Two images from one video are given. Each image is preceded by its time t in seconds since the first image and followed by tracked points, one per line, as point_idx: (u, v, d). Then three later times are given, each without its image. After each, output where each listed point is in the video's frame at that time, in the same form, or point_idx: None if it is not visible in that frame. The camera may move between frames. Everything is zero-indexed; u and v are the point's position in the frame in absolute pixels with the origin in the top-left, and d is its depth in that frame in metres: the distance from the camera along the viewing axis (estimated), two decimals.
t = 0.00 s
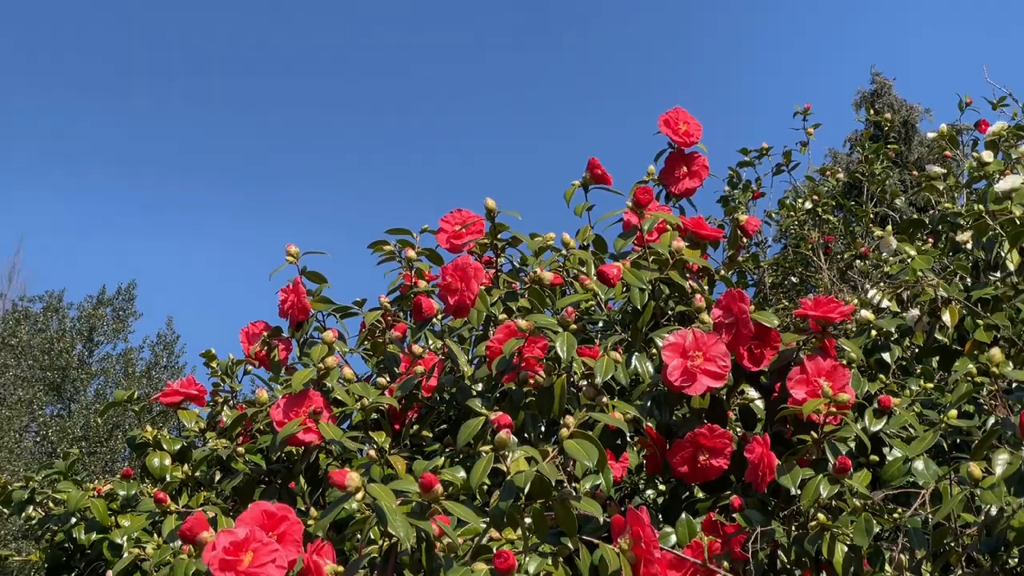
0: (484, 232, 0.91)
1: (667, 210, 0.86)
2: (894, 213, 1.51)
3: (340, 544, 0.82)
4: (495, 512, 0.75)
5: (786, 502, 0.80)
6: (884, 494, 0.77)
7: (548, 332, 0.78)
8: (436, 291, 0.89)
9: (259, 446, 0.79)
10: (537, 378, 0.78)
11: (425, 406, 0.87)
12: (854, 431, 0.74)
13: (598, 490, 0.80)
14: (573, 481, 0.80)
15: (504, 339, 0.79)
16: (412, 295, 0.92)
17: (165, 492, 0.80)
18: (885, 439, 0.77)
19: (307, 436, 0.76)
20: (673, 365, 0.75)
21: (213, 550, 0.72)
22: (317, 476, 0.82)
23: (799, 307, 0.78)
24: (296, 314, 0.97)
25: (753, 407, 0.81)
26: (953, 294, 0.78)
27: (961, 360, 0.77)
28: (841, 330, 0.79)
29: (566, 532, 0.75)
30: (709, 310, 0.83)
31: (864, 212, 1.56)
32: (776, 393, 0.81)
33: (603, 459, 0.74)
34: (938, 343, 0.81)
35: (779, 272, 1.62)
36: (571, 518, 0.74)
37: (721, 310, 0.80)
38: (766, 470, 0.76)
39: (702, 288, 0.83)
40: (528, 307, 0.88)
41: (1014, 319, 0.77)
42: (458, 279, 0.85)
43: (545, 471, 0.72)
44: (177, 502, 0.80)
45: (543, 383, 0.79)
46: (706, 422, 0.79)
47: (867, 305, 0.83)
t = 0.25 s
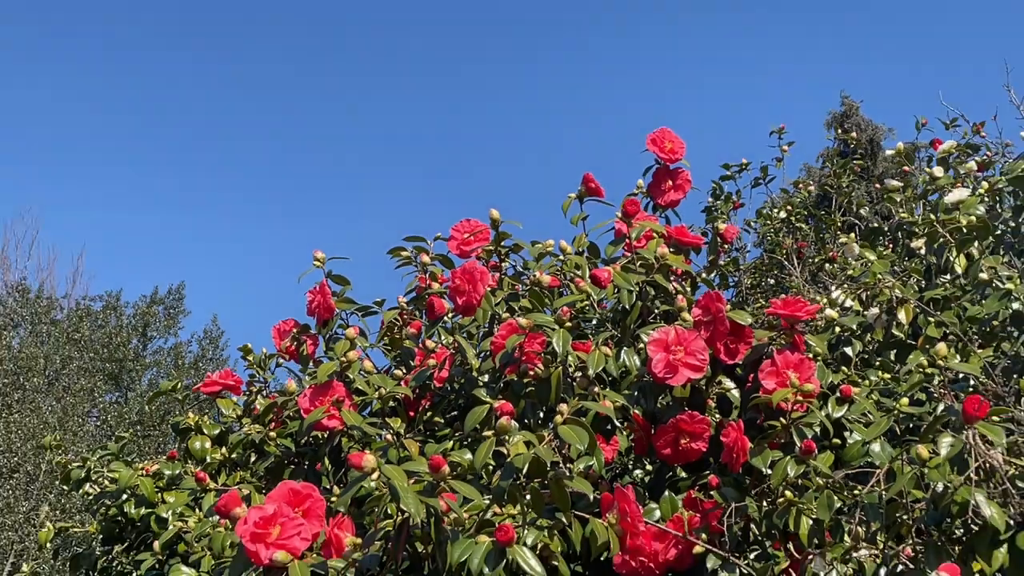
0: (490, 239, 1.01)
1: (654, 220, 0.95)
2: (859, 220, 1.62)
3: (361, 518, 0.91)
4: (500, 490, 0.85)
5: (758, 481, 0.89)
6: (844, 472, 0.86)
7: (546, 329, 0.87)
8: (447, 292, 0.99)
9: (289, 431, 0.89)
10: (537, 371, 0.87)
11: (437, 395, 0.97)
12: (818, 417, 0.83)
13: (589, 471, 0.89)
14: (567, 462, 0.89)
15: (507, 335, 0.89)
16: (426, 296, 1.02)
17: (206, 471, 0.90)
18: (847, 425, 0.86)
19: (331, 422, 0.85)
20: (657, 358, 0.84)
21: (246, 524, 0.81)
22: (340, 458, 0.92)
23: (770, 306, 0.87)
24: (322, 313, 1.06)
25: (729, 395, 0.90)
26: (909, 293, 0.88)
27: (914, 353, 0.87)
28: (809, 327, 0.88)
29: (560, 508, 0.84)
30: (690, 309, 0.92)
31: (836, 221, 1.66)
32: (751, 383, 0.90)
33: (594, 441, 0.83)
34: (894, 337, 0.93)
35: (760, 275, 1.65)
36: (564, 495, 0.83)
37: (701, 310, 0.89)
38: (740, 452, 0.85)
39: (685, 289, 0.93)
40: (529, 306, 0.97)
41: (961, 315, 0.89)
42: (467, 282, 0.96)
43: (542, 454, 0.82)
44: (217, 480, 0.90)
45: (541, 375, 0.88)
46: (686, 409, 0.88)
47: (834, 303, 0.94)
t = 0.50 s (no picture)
0: (496, 243, 1.10)
1: (645, 227, 1.04)
2: (833, 224, 1.70)
3: (378, 498, 0.98)
4: (505, 473, 0.93)
5: (743, 465, 0.97)
6: (819, 457, 0.94)
7: (548, 325, 0.96)
8: (457, 292, 1.08)
9: (312, 419, 0.98)
10: (540, 361, 0.96)
11: (448, 386, 1.06)
12: (795, 407, 0.91)
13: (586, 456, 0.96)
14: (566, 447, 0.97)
15: (511, 331, 0.97)
16: (436, 296, 1.11)
17: (237, 455, 0.99)
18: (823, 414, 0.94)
19: (350, 412, 0.94)
20: (649, 353, 0.92)
21: (272, 504, 0.89)
22: (359, 443, 0.99)
23: (751, 305, 0.96)
24: (342, 312, 1.15)
25: (714, 386, 0.98)
26: (878, 293, 0.97)
27: (883, 348, 0.95)
28: (787, 324, 0.97)
29: (560, 489, 0.92)
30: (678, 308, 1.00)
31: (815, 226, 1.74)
32: (734, 375, 0.99)
33: (590, 429, 0.92)
34: (864, 334, 1.01)
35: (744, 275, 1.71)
36: (564, 477, 0.91)
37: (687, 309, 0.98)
38: (724, 439, 0.93)
39: (673, 290, 1.02)
40: (530, 305, 1.05)
41: (925, 315, 0.98)
42: (474, 284, 1.05)
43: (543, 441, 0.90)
44: (247, 463, 0.99)
45: (542, 367, 0.97)
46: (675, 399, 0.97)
47: (812, 301, 1.02)
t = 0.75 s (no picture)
0: (501, 250, 1.22)
1: (634, 234, 1.15)
2: (799, 232, 1.84)
3: (396, 478, 1.09)
4: (510, 455, 1.04)
5: (723, 448, 1.08)
6: (790, 440, 1.05)
7: (548, 323, 1.07)
8: (466, 293, 1.20)
9: (337, 407, 1.09)
10: (541, 355, 1.07)
11: (458, 377, 1.17)
12: (769, 395, 1.02)
13: (582, 440, 1.07)
14: (564, 432, 1.08)
15: (515, 328, 1.09)
16: (449, 296, 1.23)
17: (270, 439, 1.12)
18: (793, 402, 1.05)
19: (370, 400, 1.05)
20: (638, 347, 1.03)
21: (302, 482, 1.00)
22: (379, 428, 1.11)
23: (729, 305, 1.07)
24: (364, 311, 1.27)
25: (696, 377, 1.09)
26: (842, 293, 1.09)
27: (847, 343, 1.07)
28: (762, 321, 1.08)
29: (558, 469, 1.04)
30: (664, 307, 1.12)
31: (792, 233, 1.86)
32: (714, 367, 1.10)
33: (586, 415, 1.03)
34: (830, 330, 1.13)
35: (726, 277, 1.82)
36: (562, 458, 1.02)
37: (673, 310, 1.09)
38: (705, 424, 1.04)
39: (660, 291, 1.14)
40: (531, 305, 1.17)
41: (885, 313, 1.10)
42: (482, 286, 1.16)
43: (542, 427, 1.01)
44: (279, 446, 1.11)
45: (543, 361, 1.08)
46: (661, 389, 1.08)
47: (784, 301, 1.14)
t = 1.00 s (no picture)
0: (506, 255, 1.34)
1: (625, 241, 1.27)
2: (776, 238, 1.98)
3: (411, 460, 1.20)
4: (514, 439, 1.15)
5: (704, 433, 1.21)
6: (765, 426, 1.17)
7: (548, 320, 1.20)
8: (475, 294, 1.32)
9: (359, 396, 1.22)
10: (543, 349, 1.18)
11: (467, 369, 1.30)
12: (746, 385, 1.14)
13: (579, 426, 1.20)
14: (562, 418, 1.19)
15: (518, 325, 1.21)
16: (458, 296, 1.37)
17: (298, 425, 1.25)
18: (767, 391, 1.17)
19: (388, 389, 1.17)
20: (628, 343, 1.14)
21: (327, 464, 1.12)
22: (396, 415, 1.23)
23: (712, 304, 1.19)
24: (382, 309, 1.38)
25: (681, 369, 1.21)
26: (813, 294, 1.22)
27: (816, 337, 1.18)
28: (740, 318, 1.21)
29: (557, 453, 1.16)
30: (653, 306, 1.24)
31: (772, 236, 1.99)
32: (697, 360, 1.22)
33: (581, 403, 1.15)
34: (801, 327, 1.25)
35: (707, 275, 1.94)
36: (560, 442, 1.14)
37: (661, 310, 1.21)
38: (688, 411, 1.16)
39: (648, 292, 1.26)
40: (531, 303, 1.30)
41: (851, 312, 1.22)
42: (489, 287, 1.29)
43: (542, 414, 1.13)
44: (305, 431, 1.24)
45: (543, 354, 1.20)
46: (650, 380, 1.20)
47: (761, 301, 1.27)
